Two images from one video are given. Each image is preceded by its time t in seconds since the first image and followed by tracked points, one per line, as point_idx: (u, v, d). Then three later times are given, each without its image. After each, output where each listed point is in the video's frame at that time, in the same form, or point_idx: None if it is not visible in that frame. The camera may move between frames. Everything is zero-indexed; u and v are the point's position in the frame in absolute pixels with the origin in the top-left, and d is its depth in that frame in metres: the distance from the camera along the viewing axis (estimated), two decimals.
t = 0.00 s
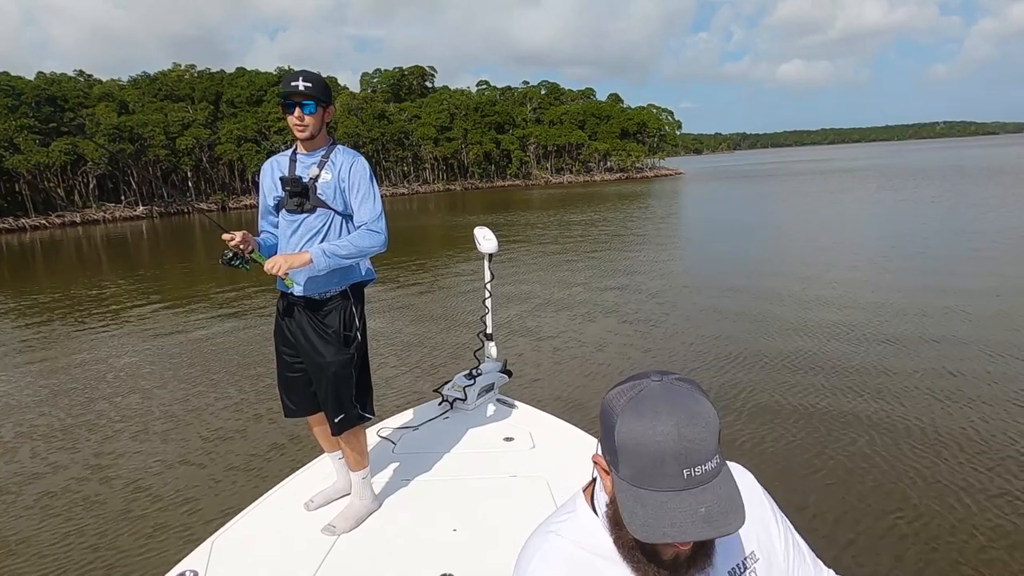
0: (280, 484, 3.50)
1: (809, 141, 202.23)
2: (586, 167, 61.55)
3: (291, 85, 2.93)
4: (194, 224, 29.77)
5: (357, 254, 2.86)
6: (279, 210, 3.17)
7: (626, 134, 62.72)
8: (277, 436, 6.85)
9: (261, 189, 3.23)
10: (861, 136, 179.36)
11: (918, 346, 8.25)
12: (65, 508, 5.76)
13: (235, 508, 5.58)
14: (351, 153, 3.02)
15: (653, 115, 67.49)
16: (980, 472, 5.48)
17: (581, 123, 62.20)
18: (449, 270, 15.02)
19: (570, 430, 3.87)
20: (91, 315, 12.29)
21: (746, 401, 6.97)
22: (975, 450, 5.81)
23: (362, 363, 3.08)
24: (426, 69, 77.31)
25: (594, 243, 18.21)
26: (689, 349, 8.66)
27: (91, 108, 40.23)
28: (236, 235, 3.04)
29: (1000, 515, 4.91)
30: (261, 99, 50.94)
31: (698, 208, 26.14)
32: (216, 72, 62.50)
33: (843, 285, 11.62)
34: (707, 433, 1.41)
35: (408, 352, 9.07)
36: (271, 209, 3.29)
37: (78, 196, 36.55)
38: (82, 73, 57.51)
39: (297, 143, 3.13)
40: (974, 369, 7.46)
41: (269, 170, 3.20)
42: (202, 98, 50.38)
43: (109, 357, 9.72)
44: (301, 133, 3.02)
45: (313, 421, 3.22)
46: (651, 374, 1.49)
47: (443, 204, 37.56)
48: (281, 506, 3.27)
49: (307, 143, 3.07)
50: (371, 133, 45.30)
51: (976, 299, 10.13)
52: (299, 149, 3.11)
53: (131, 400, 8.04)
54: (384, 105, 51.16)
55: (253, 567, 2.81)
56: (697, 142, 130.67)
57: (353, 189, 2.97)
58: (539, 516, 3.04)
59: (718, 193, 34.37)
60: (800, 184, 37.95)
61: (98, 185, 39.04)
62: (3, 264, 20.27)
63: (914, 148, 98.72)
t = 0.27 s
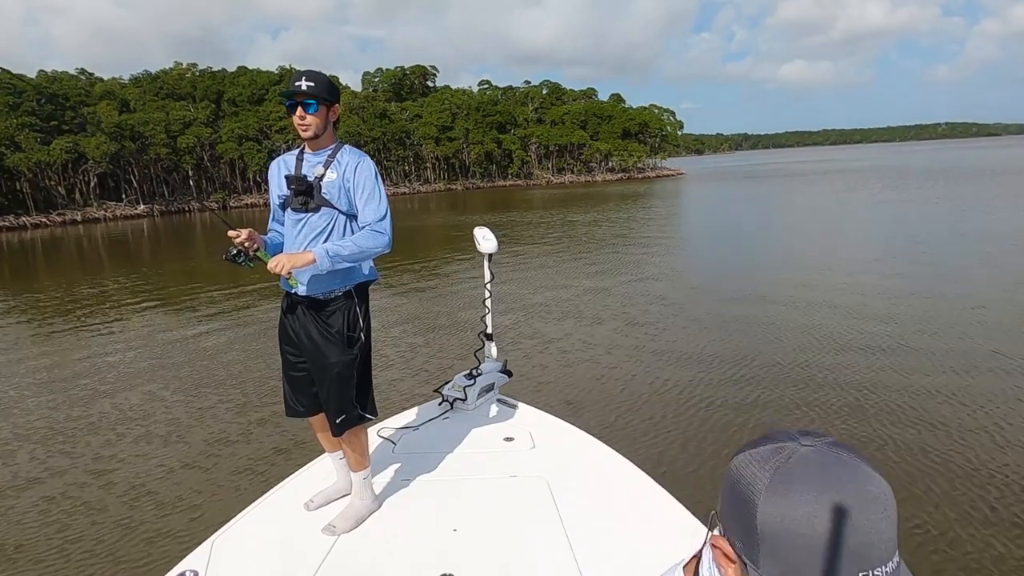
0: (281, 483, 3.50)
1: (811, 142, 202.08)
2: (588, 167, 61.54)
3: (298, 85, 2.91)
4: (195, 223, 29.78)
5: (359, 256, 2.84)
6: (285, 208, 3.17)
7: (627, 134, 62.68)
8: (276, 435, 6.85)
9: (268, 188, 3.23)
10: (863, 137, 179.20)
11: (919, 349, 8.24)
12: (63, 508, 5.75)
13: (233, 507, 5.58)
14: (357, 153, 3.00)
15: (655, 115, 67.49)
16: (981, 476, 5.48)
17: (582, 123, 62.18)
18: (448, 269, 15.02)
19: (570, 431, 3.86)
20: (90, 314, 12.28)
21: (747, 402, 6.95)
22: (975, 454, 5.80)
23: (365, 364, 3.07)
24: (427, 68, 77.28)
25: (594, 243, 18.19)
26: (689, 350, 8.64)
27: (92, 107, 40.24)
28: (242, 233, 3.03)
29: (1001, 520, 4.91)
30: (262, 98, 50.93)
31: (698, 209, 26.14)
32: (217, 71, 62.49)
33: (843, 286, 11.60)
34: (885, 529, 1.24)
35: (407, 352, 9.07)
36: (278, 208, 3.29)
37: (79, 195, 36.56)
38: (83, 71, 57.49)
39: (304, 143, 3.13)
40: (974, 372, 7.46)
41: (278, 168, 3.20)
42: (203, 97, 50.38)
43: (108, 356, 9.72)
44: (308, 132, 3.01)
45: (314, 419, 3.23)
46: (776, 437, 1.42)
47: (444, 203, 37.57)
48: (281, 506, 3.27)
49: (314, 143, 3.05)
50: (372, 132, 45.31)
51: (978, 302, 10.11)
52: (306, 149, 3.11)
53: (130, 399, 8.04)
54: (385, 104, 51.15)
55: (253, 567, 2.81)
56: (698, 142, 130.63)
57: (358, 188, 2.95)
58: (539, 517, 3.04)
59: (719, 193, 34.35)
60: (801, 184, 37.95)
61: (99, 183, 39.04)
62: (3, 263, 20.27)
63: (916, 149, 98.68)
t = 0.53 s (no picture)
0: (281, 483, 3.49)
1: (812, 143, 201.96)
2: (588, 168, 61.53)
3: (299, 88, 2.92)
4: (196, 225, 29.82)
5: (352, 262, 2.81)
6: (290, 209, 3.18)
7: (628, 135, 62.65)
8: (275, 432, 6.84)
9: (274, 191, 3.25)
10: (864, 138, 179.09)
11: (921, 346, 8.21)
12: (61, 502, 5.74)
13: (231, 503, 5.57)
14: (358, 153, 2.99)
15: (655, 115, 67.57)
16: (984, 469, 5.43)
17: (583, 124, 62.19)
18: (448, 269, 15.04)
19: (570, 431, 3.85)
20: (89, 315, 12.28)
21: (747, 400, 6.94)
22: (978, 447, 5.76)
23: (362, 365, 3.05)
24: (428, 70, 77.44)
25: (595, 244, 18.19)
26: (689, 349, 8.63)
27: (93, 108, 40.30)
28: (235, 250, 3.02)
29: (1004, 510, 4.86)
30: (263, 99, 51.00)
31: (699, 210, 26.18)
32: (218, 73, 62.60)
33: (845, 286, 11.58)
34: None
35: (407, 352, 9.07)
36: (284, 212, 3.31)
37: (80, 196, 36.58)
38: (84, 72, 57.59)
39: (308, 145, 3.14)
40: (977, 369, 7.42)
41: (285, 170, 3.23)
42: (203, 98, 50.45)
43: (108, 355, 9.72)
44: (311, 136, 3.02)
45: (312, 419, 3.25)
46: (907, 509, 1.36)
47: (445, 204, 37.60)
48: (282, 506, 3.26)
49: (317, 145, 3.06)
50: (373, 133, 45.37)
51: (979, 300, 10.09)
52: (310, 151, 3.12)
53: (130, 397, 8.04)
54: (386, 106, 51.22)
55: (251, 567, 2.80)
56: (699, 143, 130.84)
57: (355, 189, 2.93)
58: (538, 518, 3.02)
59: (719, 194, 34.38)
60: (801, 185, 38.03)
61: (100, 184, 39.07)
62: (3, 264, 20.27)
63: (918, 150, 98.61)
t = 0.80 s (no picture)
0: (281, 483, 3.48)
1: (813, 142, 201.86)
2: (589, 169, 61.54)
3: (286, 91, 2.93)
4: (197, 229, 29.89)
5: (354, 262, 2.83)
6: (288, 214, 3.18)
7: (629, 135, 62.65)
8: (276, 438, 6.86)
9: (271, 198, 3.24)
10: (865, 137, 179.06)
11: (922, 344, 8.19)
12: (63, 510, 5.77)
13: (233, 508, 5.59)
14: (349, 148, 2.98)
15: (655, 115, 67.56)
16: (986, 468, 5.42)
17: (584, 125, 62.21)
18: (449, 271, 15.07)
19: (571, 431, 3.84)
20: (91, 320, 12.34)
21: (748, 400, 6.94)
22: (980, 446, 5.74)
23: (362, 364, 3.05)
24: (427, 72, 77.50)
25: (595, 245, 18.19)
26: (690, 349, 8.63)
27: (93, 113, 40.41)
28: (245, 273, 3.05)
29: (1005, 509, 4.86)
30: (263, 103, 51.09)
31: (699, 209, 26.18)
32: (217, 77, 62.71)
33: (846, 284, 11.57)
34: None
35: (407, 354, 9.08)
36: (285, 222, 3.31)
37: (81, 202, 36.67)
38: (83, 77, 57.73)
39: (301, 147, 3.14)
40: (978, 367, 7.40)
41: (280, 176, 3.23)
42: (203, 103, 50.58)
43: (109, 361, 9.75)
44: (302, 137, 3.02)
45: (314, 419, 3.25)
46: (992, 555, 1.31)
47: (445, 206, 37.63)
48: (282, 505, 3.25)
49: (309, 146, 3.06)
50: (373, 136, 45.43)
51: (981, 297, 10.07)
52: (303, 152, 3.11)
53: (131, 403, 8.06)
54: (386, 108, 51.31)
55: (252, 567, 2.80)
56: (699, 142, 130.79)
57: (349, 186, 2.93)
58: (537, 518, 3.01)
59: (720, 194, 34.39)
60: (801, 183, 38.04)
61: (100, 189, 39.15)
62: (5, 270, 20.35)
63: (919, 147, 98.51)
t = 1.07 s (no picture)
0: (281, 483, 3.48)
1: (814, 142, 201.77)
2: (589, 169, 61.54)
3: (291, 90, 2.92)
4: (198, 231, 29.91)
5: (362, 260, 2.85)
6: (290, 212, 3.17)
7: (630, 136, 62.62)
8: (277, 440, 6.88)
9: (273, 195, 3.23)
10: (865, 137, 179.05)
11: (922, 345, 8.19)
12: (64, 512, 5.78)
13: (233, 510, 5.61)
14: (353, 149, 2.98)
15: (655, 115, 67.57)
16: (986, 470, 5.43)
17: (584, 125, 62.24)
18: (449, 272, 15.08)
19: (571, 431, 3.83)
20: (91, 322, 12.35)
21: (749, 401, 6.94)
22: (978, 448, 5.76)
23: (365, 362, 3.06)
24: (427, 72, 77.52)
25: (595, 245, 18.19)
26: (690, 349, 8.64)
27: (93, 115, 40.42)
28: (251, 267, 3.06)
29: (1004, 513, 4.87)
30: (263, 104, 51.11)
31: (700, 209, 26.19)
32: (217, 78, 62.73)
33: (847, 284, 11.56)
34: None
35: (407, 355, 9.08)
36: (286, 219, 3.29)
37: (81, 204, 36.69)
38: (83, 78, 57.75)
39: (303, 146, 3.14)
40: (978, 367, 7.41)
41: (282, 174, 3.22)
42: (204, 104, 50.61)
43: (110, 363, 9.76)
44: (306, 136, 3.02)
45: (315, 418, 3.25)
46: None
47: (446, 207, 37.66)
48: (283, 505, 3.25)
49: (312, 146, 3.06)
50: (373, 137, 45.48)
51: (980, 297, 10.09)
52: (305, 152, 3.11)
53: (131, 405, 8.08)
54: (386, 109, 51.34)
55: (252, 567, 2.79)
56: (700, 142, 130.74)
57: (354, 186, 2.93)
58: (538, 517, 3.00)
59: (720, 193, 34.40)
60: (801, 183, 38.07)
61: (101, 191, 39.16)
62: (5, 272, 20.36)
63: (921, 146, 98.51)
